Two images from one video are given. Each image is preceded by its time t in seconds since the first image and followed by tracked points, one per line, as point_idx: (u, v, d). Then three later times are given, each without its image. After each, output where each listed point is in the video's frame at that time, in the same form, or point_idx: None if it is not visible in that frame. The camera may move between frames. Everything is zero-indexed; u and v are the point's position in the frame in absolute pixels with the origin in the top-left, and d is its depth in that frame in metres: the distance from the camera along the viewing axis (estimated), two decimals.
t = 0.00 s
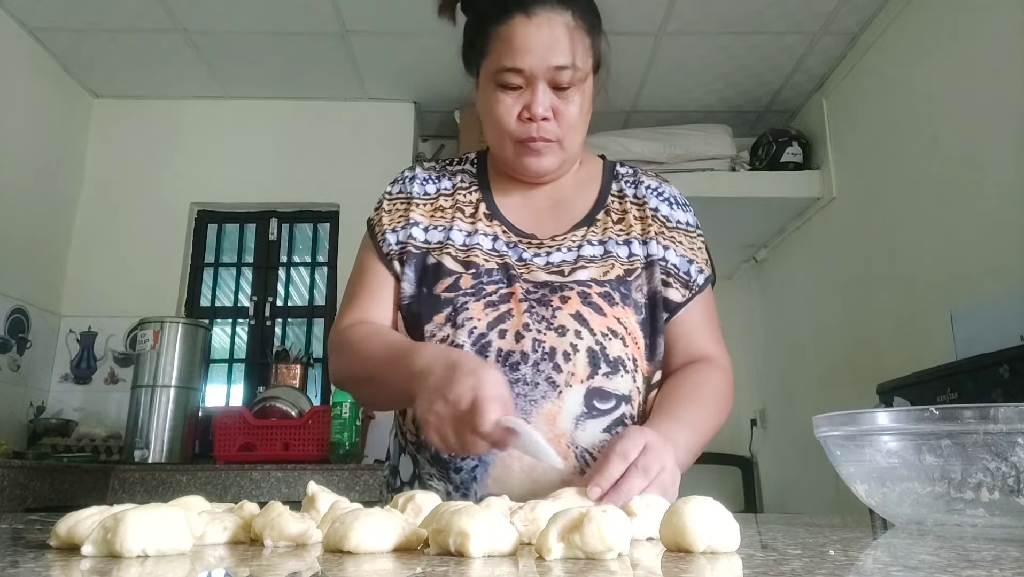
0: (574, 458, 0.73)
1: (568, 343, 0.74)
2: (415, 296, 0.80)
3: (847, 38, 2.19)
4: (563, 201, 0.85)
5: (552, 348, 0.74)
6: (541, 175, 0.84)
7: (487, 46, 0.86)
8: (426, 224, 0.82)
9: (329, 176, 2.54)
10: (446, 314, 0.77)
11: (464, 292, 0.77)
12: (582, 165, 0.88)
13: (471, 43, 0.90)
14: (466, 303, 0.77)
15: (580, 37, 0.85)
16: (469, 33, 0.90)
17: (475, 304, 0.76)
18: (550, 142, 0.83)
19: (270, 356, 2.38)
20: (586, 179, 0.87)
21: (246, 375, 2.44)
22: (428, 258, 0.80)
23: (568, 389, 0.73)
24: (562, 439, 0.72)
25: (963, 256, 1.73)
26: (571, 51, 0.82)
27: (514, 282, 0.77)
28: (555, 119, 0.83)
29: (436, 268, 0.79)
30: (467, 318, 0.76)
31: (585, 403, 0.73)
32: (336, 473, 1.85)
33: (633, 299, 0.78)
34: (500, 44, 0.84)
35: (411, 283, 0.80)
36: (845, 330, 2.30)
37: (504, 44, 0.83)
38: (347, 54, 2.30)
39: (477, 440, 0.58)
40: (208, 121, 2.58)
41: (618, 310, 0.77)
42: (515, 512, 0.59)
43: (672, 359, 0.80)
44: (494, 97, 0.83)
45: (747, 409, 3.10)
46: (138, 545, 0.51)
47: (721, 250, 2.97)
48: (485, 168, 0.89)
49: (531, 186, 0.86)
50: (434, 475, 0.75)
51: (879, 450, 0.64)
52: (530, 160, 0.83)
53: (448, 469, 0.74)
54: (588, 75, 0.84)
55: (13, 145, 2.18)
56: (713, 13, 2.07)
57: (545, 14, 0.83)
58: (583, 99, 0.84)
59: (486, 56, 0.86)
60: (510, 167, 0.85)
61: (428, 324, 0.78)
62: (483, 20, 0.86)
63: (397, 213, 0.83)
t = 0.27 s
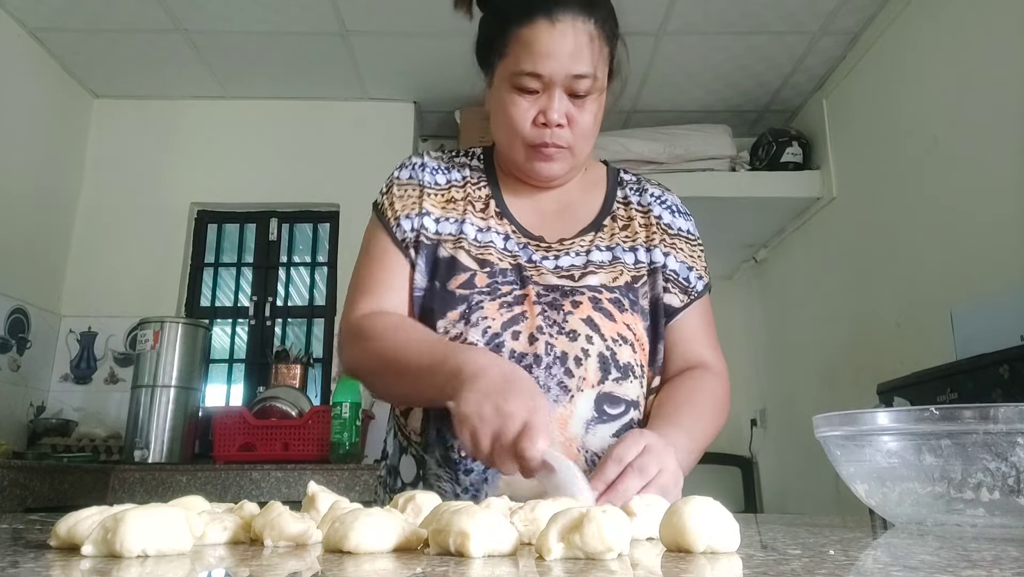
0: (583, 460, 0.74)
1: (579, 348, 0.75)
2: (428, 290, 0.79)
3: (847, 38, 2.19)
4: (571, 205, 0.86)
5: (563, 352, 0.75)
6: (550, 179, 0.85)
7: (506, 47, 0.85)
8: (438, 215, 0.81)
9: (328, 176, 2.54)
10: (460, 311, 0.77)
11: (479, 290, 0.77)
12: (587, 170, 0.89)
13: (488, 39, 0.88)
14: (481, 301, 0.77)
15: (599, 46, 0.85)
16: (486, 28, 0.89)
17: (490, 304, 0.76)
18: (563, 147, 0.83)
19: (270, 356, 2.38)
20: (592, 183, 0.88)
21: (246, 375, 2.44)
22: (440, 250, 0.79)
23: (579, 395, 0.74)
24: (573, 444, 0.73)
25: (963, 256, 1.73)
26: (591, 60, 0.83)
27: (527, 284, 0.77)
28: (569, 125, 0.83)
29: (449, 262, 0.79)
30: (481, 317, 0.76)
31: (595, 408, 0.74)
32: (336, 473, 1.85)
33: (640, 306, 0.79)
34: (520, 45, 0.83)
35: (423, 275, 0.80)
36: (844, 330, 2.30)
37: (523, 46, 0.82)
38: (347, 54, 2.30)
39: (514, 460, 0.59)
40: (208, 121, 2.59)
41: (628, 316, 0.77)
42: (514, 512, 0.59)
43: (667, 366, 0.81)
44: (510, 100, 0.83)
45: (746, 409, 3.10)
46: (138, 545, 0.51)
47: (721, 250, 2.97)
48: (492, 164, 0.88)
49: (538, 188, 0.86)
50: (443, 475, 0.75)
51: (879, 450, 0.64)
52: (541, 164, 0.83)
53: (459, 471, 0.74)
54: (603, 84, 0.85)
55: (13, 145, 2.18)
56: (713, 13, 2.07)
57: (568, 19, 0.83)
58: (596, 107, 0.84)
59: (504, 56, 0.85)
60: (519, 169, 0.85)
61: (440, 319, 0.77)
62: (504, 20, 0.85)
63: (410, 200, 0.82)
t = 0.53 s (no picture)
0: (588, 455, 0.73)
1: (582, 343, 0.75)
2: (432, 285, 0.79)
3: (847, 38, 2.19)
4: (573, 205, 0.86)
5: (567, 347, 0.75)
6: (552, 179, 0.85)
7: (511, 47, 0.85)
8: (443, 212, 0.81)
9: (328, 176, 2.54)
10: (466, 304, 0.77)
11: (484, 285, 0.77)
12: (587, 171, 0.89)
13: (494, 41, 0.88)
14: (486, 296, 0.76)
15: (603, 49, 0.85)
16: (492, 30, 0.89)
17: (495, 298, 0.76)
18: (566, 147, 0.83)
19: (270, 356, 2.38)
20: (593, 184, 0.88)
21: (246, 375, 2.44)
22: (445, 247, 0.79)
23: (583, 389, 0.74)
24: (578, 437, 0.73)
25: (963, 256, 1.73)
26: (596, 62, 0.83)
27: (531, 280, 0.78)
28: (573, 126, 0.83)
29: (454, 258, 0.78)
30: (486, 311, 0.76)
31: (600, 402, 0.74)
32: (336, 473, 1.85)
33: (642, 303, 0.79)
34: (526, 46, 0.83)
35: (429, 271, 0.79)
36: (844, 330, 2.30)
37: (529, 46, 0.82)
38: (347, 54, 2.30)
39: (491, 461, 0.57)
40: (208, 121, 2.58)
41: (630, 312, 0.78)
42: (514, 512, 0.59)
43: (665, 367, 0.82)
44: (515, 99, 0.83)
45: (746, 409, 3.10)
46: (138, 545, 0.51)
47: (721, 250, 2.97)
48: (495, 163, 0.88)
49: (540, 188, 0.86)
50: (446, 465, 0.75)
51: (879, 450, 0.64)
52: (544, 163, 0.83)
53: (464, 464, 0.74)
54: (606, 87, 0.86)
55: (13, 145, 2.18)
56: (713, 13, 2.07)
57: (574, 22, 0.83)
58: (600, 109, 0.85)
59: (509, 56, 0.85)
60: (522, 168, 0.85)
61: (445, 313, 0.77)
62: (510, 20, 0.85)
63: (416, 196, 0.81)
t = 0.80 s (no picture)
0: (589, 458, 0.73)
1: (584, 347, 0.75)
2: (434, 287, 0.79)
3: (847, 38, 2.19)
4: (574, 208, 0.86)
5: (569, 350, 0.75)
6: (553, 183, 0.85)
7: (512, 51, 0.85)
8: (446, 213, 0.81)
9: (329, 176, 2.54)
10: (467, 308, 0.77)
11: (486, 288, 0.77)
12: (588, 174, 0.89)
13: (495, 44, 0.88)
14: (488, 299, 0.77)
15: (605, 53, 0.85)
16: (493, 32, 0.89)
17: (497, 301, 0.76)
18: (567, 152, 0.83)
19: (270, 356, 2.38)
20: (593, 187, 0.88)
21: (246, 375, 2.44)
22: (447, 248, 0.79)
23: (584, 392, 0.74)
24: (580, 440, 0.73)
25: (963, 256, 1.73)
26: (597, 66, 0.83)
27: (533, 282, 0.78)
28: (573, 130, 0.83)
29: (456, 260, 0.78)
30: (487, 314, 0.76)
31: (601, 405, 0.74)
32: (336, 473, 1.85)
33: (642, 305, 0.79)
34: (527, 50, 0.83)
35: (430, 272, 0.79)
36: (844, 330, 2.30)
37: (530, 51, 0.83)
38: (347, 54, 2.30)
39: (511, 471, 0.55)
40: (208, 121, 2.58)
41: (631, 316, 0.78)
42: (514, 512, 0.60)
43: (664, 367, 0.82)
44: (515, 104, 0.83)
45: (746, 410, 3.10)
46: (138, 545, 0.51)
47: (721, 250, 2.97)
48: (496, 165, 0.88)
49: (541, 191, 0.86)
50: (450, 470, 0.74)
51: (879, 450, 0.64)
52: (544, 167, 0.83)
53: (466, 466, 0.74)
54: (606, 91, 0.86)
55: (13, 145, 2.18)
56: (713, 13, 2.07)
57: (575, 26, 0.83)
58: (600, 113, 0.85)
59: (511, 59, 0.84)
60: (522, 172, 0.85)
61: (446, 316, 0.77)
62: (512, 22, 0.85)
63: (417, 197, 0.81)
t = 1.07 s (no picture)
0: (589, 458, 0.74)
1: (584, 347, 0.75)
2: (432, 290, 0.79)
3: (847, 38, 2.19)
4: (573, 210, 0.86)
5: (568, 350, 0.75)
6: (552, 185, 0.85)
7: (511, 54, 0.85)
8: (443, 216, 0.81)
9: (329, 176, 2.54)
10: (467, 309, 0.77)
11: (485, 290, 0.77)
12: (588, 175, 0.89)
13: (495, 47, 0.88)
14: (487, 300, 0.77)
15: (603, 55, 0.86)
16: (493, 34, 0.89)
17: (496, 303, 0.76)
18: (565, 154, 0.83)
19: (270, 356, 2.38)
20: (594, 189, 0.88)
21: (246, 375, 2.44)
22: (446, 251, 0.79)
23: (584, 393, 0.74)
24: (580, 441, 0.73)
25: (963, 256, 1.73)
26: (595, 69, 0.83)
27: (532, 284, 0.78)
28: (572, 133, 0.83)
29: (456, 263, 0.78)
30: (487, 316, 0.76)
31: (601, 406, 0.74)
32: (336, 473, 1.85)
33: (642, 306, 0.79)
34: (526, 53, 0.83)
35: (429, 275, 0.79)
36: (844, 330, 2.30)
37: (529, 55, 0.83)
38: (347, 54, 2.30)
39: (503, 458, 0.58)
40: (208, 121, 2.58)
41: (631, 316, 0.77)
42: (514, 512, 0.60)
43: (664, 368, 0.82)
44: (514, 107, 0.83)
45: (746, 410, 3.10)
46: (138, 545, 0.51)
47: (721, 250, 2.97)
48: (496, 168, 0.88)
49: (540, 193, 0.86)
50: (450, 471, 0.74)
51: (879, 450, 0.64)
52: (543, 170, 0.83)
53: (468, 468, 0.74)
54: (606, 93, 0.86)
55: (13, 145, 2.18)
56: (713, 13, 2.07)
57: (573, 29, 0.83)
58: (599, 115, 0.85)
59: (510, 63, 0.85)
60: (522, 174, 0.85)
61: (446, 318, 0.77)
62: (511, 25, 0.85)
63: (413, 203, 0.82)
